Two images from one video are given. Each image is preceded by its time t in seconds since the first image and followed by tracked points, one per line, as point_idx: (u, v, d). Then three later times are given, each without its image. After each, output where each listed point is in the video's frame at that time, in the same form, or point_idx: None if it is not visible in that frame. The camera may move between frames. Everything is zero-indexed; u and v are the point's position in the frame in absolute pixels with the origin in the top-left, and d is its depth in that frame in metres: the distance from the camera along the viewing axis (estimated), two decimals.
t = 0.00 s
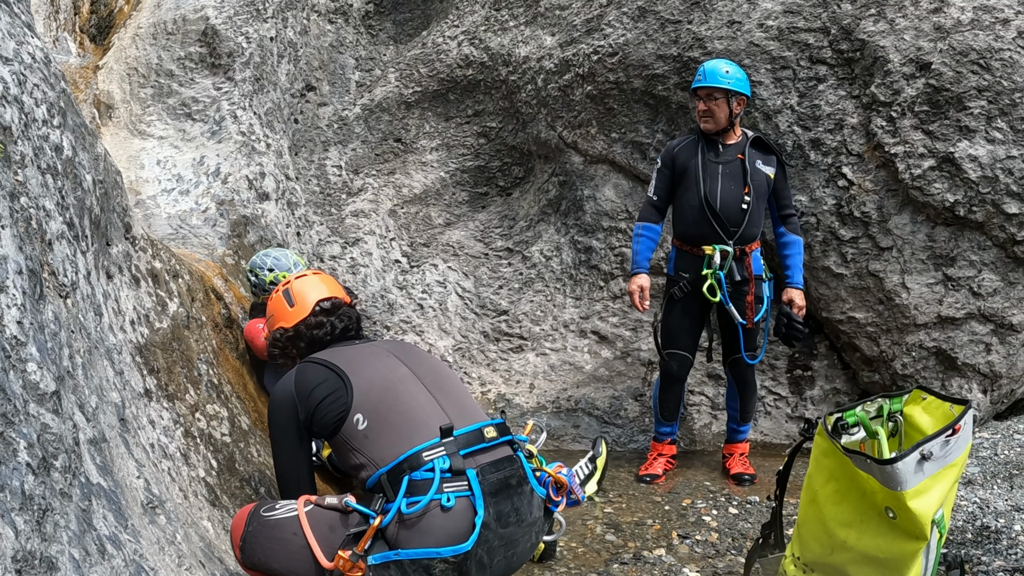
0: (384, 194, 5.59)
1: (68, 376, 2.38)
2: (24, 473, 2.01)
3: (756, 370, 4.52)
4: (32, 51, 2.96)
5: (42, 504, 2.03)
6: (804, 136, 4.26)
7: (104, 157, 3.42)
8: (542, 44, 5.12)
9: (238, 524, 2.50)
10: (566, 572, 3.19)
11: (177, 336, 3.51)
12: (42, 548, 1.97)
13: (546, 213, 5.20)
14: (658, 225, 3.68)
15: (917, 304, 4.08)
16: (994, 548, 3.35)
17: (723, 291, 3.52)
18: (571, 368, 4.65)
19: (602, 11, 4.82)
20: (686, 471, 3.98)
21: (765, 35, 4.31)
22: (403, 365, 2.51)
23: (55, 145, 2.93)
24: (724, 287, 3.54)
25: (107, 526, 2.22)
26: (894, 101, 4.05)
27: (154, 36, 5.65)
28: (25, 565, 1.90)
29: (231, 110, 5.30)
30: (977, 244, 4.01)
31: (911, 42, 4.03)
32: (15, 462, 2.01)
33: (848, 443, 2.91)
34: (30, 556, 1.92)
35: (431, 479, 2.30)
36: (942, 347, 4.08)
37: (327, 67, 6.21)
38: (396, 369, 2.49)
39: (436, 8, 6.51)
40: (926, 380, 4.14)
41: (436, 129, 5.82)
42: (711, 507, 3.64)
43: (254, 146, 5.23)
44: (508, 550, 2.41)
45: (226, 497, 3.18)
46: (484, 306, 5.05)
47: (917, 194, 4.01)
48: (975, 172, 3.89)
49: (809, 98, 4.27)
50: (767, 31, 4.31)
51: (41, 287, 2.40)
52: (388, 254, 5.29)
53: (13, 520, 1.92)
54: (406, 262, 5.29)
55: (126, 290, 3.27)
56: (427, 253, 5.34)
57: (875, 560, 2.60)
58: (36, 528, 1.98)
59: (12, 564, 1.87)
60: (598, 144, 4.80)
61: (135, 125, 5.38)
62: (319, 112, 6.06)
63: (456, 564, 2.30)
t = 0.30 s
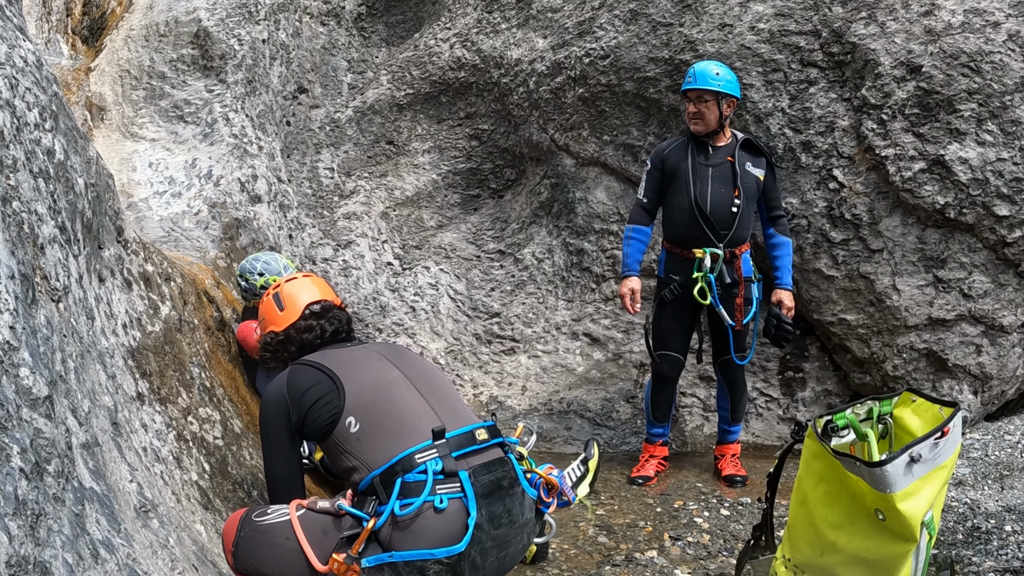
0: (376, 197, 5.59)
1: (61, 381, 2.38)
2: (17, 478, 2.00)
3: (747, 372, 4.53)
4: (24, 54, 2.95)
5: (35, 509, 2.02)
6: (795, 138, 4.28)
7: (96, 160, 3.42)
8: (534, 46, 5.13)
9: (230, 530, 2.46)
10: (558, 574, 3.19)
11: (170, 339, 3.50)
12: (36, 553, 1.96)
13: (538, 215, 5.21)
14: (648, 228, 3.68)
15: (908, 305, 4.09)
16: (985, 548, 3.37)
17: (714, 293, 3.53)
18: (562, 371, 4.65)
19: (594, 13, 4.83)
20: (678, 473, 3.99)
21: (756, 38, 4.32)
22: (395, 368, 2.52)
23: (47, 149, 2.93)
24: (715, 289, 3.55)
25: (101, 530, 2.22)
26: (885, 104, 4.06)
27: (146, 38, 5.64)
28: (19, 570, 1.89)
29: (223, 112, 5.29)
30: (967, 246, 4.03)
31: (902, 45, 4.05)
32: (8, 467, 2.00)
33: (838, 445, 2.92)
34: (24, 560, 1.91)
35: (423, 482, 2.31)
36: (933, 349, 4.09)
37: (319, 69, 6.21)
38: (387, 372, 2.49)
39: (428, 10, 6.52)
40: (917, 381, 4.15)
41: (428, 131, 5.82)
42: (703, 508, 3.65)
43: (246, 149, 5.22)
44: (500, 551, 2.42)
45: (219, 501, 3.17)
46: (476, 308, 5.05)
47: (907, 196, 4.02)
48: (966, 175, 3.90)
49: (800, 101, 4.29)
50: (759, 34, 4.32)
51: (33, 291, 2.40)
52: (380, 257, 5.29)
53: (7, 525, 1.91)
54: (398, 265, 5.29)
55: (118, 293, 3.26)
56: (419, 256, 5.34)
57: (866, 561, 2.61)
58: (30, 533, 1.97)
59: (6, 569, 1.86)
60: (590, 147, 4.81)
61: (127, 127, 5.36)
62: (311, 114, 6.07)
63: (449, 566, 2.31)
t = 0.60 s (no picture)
0: (360, 201, 5.58)
1: (43, 387, 2.36)
2: (1, 485, 1.98)
3: (730, 375, 4.54)
4: (7, 57, 2.93)
5: (19, 516, 2.00)
6: (777, 143, 4.30)
7: (79, 164, 3.39)
8: (518, 51, 5.14)
9: (215, 533, 2.46)
10: None
11: (153, 344, 3.48)
12: (19, 561, 1.94)
13: (522, 220, 5.21)
14: (630, 233, 3.69)
15: (890, 309, 4.11)
16: (967, 549, 3.39)
17: (698, 297, 3.54)
18: (546, 375, 4.65)
19: (578, 18, 4.84)
20: (662, 476, 3.99)
21: (740, 43, 4.34)
22: (380, 374, 2.51)
23: (30, 153, 2.91)
24: (698, 293, 3.55)
25: (84, 537, 2.20)
26: (867, 109, 4.09)
27: (130, 41, 5.61)
28: None
29: (207, 116, 5.27)
30: (949, 250, 4.06)
31: (884, 51, 4.09)
32: None
33: (820, 448, 2.94)
34: (7, 568, 1.89)
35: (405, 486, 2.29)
36: (915, 352, 4.12)
37: (303, 73, 6.19)
38: (372, 378, 2.48)
39: (412, 14, 6.52)
40: (899, 384, 4.18)
41: (412, 135, 5.83)
42: (687, 511, 3.65)
43: (230, 152, 5.20)
44: (483, 556, 2.40)
45: (203, 507, 3.14)
46: (459, 313, 5.05)
47: (889, 201, 4.05)
48: (947, 179, 3.93)
49: (783, 106, 4.31)
50: (742, 39, 4.34)
51: (16, 296, 2.37)
52: (363, 261, 5.27)
53: None
54: (382, 269, 5.28)
55: (101, 298, 3.24)
56: (403, 260, 5.33)
57: (848, 564, 2.62)
58: (14, 540, 1.95)
59: None
60: (573, 151, 4.82)
61: (111, 130, 5.33)
62: (295, 118, 6.04)
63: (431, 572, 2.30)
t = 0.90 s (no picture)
0: (336, 207, 5.55)
1: (17, 395, 2.33)
2: None
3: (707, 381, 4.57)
4: None
5: None
6: (753, 150, 4.33)
7: (54, 168, 3.34)
8: (496, 57, 5.13)
9: (193, 540, 2.44)
10: None
11: (128, 351, 3.43)
12: None
13: (499, 226, 5.21)
14: (606, 239, 3.68)
15: (865, 314, 4.14)
16: (943, 552, 3.42)
17: (676, 304, 3.55)
18: (523, 381, 4.65)
19: (556, 25, 4.85)
20: (639, 482, 3.99)
21: (717, 51, 4.37)
22: (357, 382, 2.50)
23: (4, 157, 2.87)
24: (676, 300, 3.57)
25: (59, 546, 2.17)
26: (842, 117, 4.12)
27: (107, 44, 5.57)
28: None
29: (184, 120, 5.23)
30: (923, 256, 4.09)
31: (859, 59, 4.12)
32: None
33: (796, 454, 2.98)
34: None
35: (383, 494, 2.27)
36: (890, 357, 4.15)
37: (280, 78, 6.16)
38: (350, 387, 2.47)
39: (391, 20, 6.52)
40: (874, 389, 4.21)
41: (389, 141, 5.81)
42: (664, 517, 3.66)
43: (207, 157, 5.16)
44: (460, 564, 2.38)
45: (179, 515, 3.10)
46: (436, 319, 5.04)
47: (865, 208, 4.09)
48: (922, 186, 3.97)
49: (759, 114, 4.34)
50: (719, 47, 4.37)
51: None
52: (340, 267, 5.24)
53: None
54: (358, 275, 5.25)
55: (76, 304, 3.20)
56: (379, 266, 5.31)
57: (824, 568, 2.64)
58: None
59: None
60: (550, 158, 4.83)
61: (87, 134, 5.27)
62: (272, 123, 6.00)
63: None
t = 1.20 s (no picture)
0: (313, 215, 5.53)
1: None
2: None
3: (682, 389, 4.60)
4: None
5: None
6: (728, 160, 4.37)
7: (29, 174, 3.28)
8: (473, 66, 5.14)
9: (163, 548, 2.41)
10: None
11: (103, 359, 3.39)
12: None
13: (474, 235, 5.23)
14: (581, 248, 3.70)
15: (839, 322, 4.17)
16: (919, 557, 3.44)
17: (651, 312, 3.56)
18: (499, 390, 4.65)
19: (533, 34, 4.87)
20: (616, 490, 4.00)
21: (693, 61, 4.41)
22: (335, 377, 2.46)
23: None
24: (651, 308, 3.57)
25: (33, 558, 2.14)
26: (817, 127, 4.16)
27: (83, 49, 5.52)
28: None
29: (160, 127, 5.20)
30: (897, 264, 4.12)
31: (834, 69, 4.17)
32: None
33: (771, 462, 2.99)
34: None
35: (353, 496, 2.26)
36: (865, 364, 4.17)
37: (257, 85, 6.13)
38: (327, 381, 2.44)
39: (368, 28, 6.51)
40: (849, 396, 4.24)
41: (366, 149, 5.80)
42: (641, 525, 3.66)
43: (182, 164, 5.13)
44: (428, 567, 2.36)
45: (154, 525, 3.06)
46: (412, 327, 5.03)
47: (839, 217, 4.12)
48: (896, 196, 4.00)
49: (734, 123, 4.38)
50: (695, 57, 4.41)
51: None
52: (316, 275, 5.22)
53: None
54: (334, 283, 5.24)
55: (51, 313, 3.16)
56: (355, 274, 5.30)
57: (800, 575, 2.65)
58: None
59: None
60: (526, 167, 4.85)
61: (62, 139, 5.22)
62: (248, 130, 5.97)
63: None
